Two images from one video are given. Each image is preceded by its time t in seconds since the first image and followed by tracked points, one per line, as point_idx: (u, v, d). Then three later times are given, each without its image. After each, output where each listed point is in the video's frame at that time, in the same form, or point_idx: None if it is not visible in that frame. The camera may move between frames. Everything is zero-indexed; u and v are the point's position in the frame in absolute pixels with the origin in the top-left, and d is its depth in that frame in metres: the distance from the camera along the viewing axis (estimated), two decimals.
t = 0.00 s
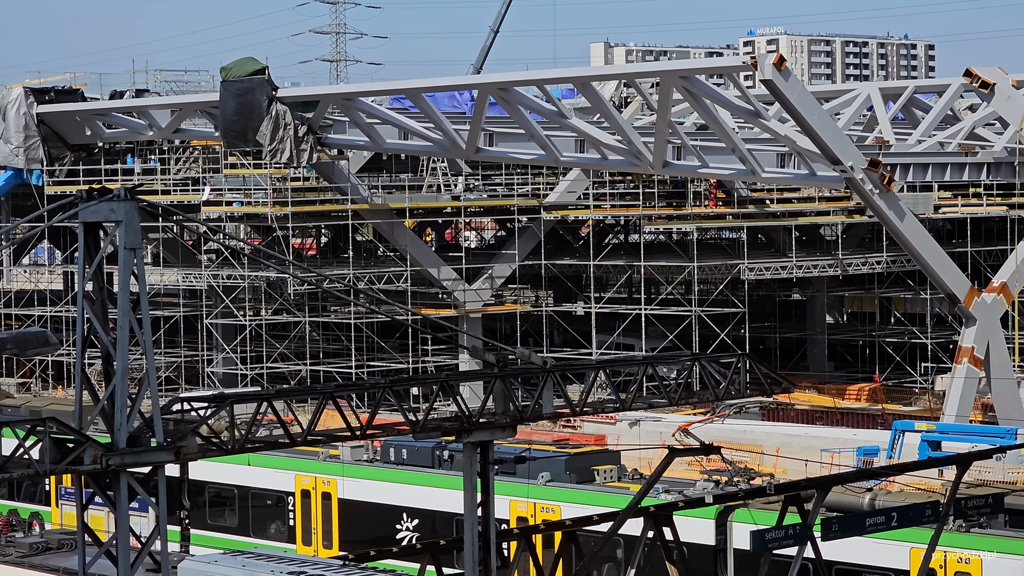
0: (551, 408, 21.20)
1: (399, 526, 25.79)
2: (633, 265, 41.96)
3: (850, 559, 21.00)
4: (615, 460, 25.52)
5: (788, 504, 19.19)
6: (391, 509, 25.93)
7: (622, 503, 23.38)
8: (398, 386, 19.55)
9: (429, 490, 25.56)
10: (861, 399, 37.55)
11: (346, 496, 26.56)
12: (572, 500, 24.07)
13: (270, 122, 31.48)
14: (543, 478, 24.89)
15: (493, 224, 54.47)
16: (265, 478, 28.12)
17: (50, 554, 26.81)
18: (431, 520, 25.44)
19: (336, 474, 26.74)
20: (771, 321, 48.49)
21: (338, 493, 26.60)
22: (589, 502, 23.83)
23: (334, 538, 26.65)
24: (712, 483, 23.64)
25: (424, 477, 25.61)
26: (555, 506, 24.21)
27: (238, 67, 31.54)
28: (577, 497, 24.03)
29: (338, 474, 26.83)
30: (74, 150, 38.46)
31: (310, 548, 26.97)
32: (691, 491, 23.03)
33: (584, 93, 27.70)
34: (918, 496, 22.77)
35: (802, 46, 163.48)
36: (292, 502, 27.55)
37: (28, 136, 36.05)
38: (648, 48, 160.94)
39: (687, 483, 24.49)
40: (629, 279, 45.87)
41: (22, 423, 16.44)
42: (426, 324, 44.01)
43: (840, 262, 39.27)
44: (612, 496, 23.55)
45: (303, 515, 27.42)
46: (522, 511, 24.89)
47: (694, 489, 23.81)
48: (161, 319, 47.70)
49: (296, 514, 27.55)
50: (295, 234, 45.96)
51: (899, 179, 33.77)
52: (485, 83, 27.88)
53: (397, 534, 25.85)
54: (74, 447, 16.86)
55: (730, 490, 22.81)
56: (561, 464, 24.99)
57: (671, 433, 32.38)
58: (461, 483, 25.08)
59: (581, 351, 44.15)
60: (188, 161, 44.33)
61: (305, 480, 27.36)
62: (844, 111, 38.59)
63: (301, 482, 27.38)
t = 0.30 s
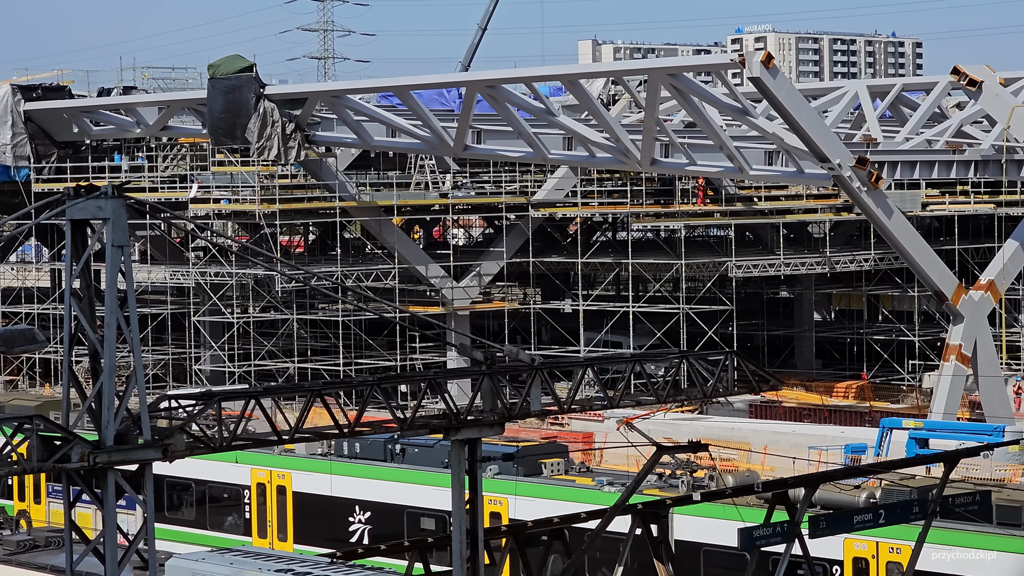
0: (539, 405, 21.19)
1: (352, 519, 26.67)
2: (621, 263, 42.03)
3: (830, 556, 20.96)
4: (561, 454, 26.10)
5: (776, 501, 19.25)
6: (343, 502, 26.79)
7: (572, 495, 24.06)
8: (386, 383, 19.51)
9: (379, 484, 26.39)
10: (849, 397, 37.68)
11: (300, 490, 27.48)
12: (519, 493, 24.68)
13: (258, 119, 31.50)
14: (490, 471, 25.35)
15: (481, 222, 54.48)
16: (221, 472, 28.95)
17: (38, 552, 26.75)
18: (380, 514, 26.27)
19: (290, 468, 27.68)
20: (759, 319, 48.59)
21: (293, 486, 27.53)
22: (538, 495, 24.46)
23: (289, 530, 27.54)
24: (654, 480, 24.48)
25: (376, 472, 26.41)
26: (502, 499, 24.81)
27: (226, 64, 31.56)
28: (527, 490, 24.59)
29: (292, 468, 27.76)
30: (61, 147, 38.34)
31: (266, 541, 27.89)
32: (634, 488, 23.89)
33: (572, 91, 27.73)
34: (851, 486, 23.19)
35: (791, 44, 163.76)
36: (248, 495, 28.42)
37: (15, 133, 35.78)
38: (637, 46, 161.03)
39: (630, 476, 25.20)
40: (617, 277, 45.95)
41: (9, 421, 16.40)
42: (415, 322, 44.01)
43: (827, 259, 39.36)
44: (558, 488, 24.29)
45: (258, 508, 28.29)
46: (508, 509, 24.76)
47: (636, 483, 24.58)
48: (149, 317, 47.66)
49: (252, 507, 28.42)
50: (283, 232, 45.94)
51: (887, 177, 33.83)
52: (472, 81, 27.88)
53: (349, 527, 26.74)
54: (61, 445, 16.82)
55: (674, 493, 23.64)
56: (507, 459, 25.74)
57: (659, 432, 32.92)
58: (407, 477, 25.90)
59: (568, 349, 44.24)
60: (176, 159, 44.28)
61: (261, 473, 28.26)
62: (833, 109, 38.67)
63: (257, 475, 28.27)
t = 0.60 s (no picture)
0: (523, 404, 21.20)
1: (301, 513, 27.11)
2: (604, 262, 42.09)
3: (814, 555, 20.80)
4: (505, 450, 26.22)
5: (760, 501, 19.30)
6: (292, 497, 27.25)
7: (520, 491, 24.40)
8: (369, 382, 19.47)
9: (329, 480, 26.85)
10: (833, 396, 37.81)
11: (251, 485, 27.96)
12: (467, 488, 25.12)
13: (241, 118, 31.44)
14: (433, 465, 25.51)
15: (465, 221, 54.50)
16: (175, 468, 29.34)
17: (21, 551, 26.70)
18: (328, 509, 26.72)
19: (242, 463, 28.14)
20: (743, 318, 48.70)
21: (244, 482, 28.00)
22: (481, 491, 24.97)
23: (240, 524, 27.99)
24: (595, 474, 24.91)
25: (326, 467, 26.86)
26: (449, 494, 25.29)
27: (209, 63, 31.50)
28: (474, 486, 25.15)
29: (244, 464, 28.23)
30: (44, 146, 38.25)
31: (218, 537, 28.34)
32: (574, 482, 24.25)
33: (556, 91, 27.73)
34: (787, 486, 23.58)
35: (774, 44, 164.16)
36: (200, 491, 28.83)
37: None
38: (621, 45, 161.20)
39: (585, 472, 25.48)
40: (601, 276, 46.01)
41: None
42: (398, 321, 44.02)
43: (811, 259, 39.47)
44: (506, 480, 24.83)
45: (211, 503, 28.70)
46: (493, 508, 24.81)
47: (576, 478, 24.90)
48: (133, 316, 47.60)
49: (204, 502, 28.83)
50: (267, 231, 45.89)
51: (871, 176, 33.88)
52: (456, 80, 27.86)
53: (298, 522, 27.18)
54: (45, 444, 16.81)
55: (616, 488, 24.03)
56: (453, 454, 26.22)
57: (642, 431, 32.98)
58: (357, 473, 26.24)
59: (552, 348, 44.30)
60: (159, 158, 44.21)
61: (213, 469, 28.66)
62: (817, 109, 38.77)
63: (210, 471, 28.68)
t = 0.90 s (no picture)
0: (502, 407, 21.20)
1: (248, 512, 27.43)
2: (584, 264, 42.16)
3: (792, 556, 20.84)
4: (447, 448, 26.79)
5: (739, 503, 19.39)
6: (241, 495, 27.57)
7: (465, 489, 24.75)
8: (349, 384, 19.42)
9: (277, 479, 27.17)
10: (812, 398, 37.95)
11: (200, 484, 28.26)
12: (406, 486, 24.89)
13: (219, 121, 31.29)
14: (377, 465, 25.92)
15: (444, 223, 54.51)
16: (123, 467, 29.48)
17: None
18: (275, 507, 27.09)
19: (191, 463, 28.41)
20: (722, 320, 48.84)
21: (192, 481, 28.27)
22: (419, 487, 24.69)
23: (188, 523, 28.23)
24: (533, 471, 25.49)
25: (274, 466, 27.20)
26: (390, 491, 25.20)
27: (187, 66, 31.50)
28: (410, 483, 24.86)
29: (192, 463, 28.50)
30: (23, 148, 38.23)
31: (166, 535, 28.55)
32: (512, 480, 24.92)
33: (535, 93, 27.72)
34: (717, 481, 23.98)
35: (753, 46, 164.86)
36: (148, 489, 28.96)
37: None
38: (600, 47, 161.53)
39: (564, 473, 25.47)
40: (580, 279, 46.10)
41: None
42: (378, 323, 44.00)
43: (790, 261, 39.61)
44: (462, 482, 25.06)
45: (160, 501, 28.82)
46: (471, 510, 24.80)
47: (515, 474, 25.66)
48: (111, 319, 47.51)
49: (152, 501, 28.94)
50: (246, 233, 45.80)
51: (850, 179, 33.99)
52: (436, 83, 27.83)
53: (245, 520, 27.49)
54: (24, 447, 16.73)
55: (553, 485, 24.69)
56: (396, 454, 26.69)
57: (621, 433, 32.99)
58: (306, 470, 26.64)
59: (531, 350, 44.37)
60: (138, 160, 44.12)
61: (162, 468, 28.78)
62: (795, 111, 38.89)
63: (159, 470, 28.78)
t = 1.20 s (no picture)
0: (477, 410, 21.21)
1: (189, 511, 27.60)
2: (558, 267, 42.21)
3: (770, 558, 20.89)
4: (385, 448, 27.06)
5: (714, 505, 19.38)
6: (183, 495, 27.74)
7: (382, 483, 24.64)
8: (324, 388, 19.34)
9: (218, 479, 27.34)
10: (787, 401, 38.10)
11: (143, 484, 28.43)
12: (343, 484, 25.25)
13: (194, 124, 31.21)
14: (316, 465, 26.12)
15: (419, 226, 54.53)
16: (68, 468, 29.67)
17: None
18: (216, 506, 27.23)
19: (133, 463, 28.57)
20: (697, 323, 49.01)
21: (135, 480, 28.44)
22: (355, 486, 25.10)
23: (131, 522, 28.41)
24: (467, 468, 25.91)
25: (215, 466, 27.37)
26: (327, 490, 25.35)
27: (162, 69, 31.45)
28: (346, 482, 25.18)
29: (135, 463, 28.67)
30: None
31: (110, 534, 28.71)
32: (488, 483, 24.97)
33: (510, 96, 27.74)
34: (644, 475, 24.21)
35: (728, 49, 165.47)
36: (92, 490, 29.13)
37: None
38: (575, 50, 161.78)
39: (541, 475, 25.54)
40: (555, 282, 46.19)
41: None
42: (353, 326, 43.96)
43: (765, 263, 39.76)
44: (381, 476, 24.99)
45: (104, 501, 28.99)
46: (446, 513, 24.73)
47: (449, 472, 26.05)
48: (85, 322, 47.33)
49: (97, 501, 29.13)
50: (220, 236, 45.70)
51: (824, 182, 34.19)
52: (410, 86, 27.85)
53: (186, 519, 27.66)
54: None
55: (487, 484, 25.10)
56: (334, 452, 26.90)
57: (596, 435, 33.14)
58: (246, 470, 26.80)
59: (506, 353, 44.41)
60: (112, 163, 43.98)
61: (105, 468, 28.97)
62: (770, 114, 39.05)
63: (101, 470, 28.97)
